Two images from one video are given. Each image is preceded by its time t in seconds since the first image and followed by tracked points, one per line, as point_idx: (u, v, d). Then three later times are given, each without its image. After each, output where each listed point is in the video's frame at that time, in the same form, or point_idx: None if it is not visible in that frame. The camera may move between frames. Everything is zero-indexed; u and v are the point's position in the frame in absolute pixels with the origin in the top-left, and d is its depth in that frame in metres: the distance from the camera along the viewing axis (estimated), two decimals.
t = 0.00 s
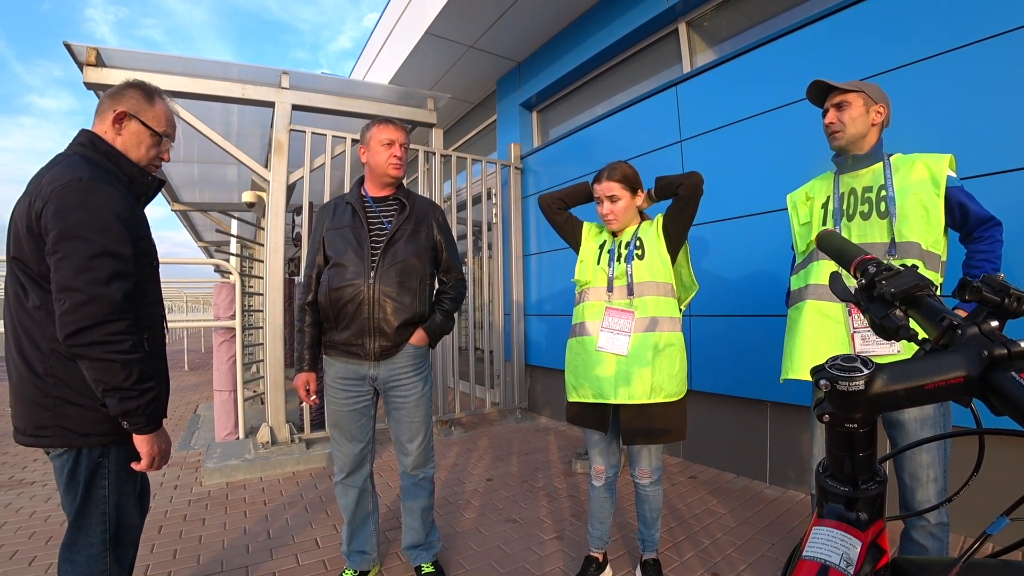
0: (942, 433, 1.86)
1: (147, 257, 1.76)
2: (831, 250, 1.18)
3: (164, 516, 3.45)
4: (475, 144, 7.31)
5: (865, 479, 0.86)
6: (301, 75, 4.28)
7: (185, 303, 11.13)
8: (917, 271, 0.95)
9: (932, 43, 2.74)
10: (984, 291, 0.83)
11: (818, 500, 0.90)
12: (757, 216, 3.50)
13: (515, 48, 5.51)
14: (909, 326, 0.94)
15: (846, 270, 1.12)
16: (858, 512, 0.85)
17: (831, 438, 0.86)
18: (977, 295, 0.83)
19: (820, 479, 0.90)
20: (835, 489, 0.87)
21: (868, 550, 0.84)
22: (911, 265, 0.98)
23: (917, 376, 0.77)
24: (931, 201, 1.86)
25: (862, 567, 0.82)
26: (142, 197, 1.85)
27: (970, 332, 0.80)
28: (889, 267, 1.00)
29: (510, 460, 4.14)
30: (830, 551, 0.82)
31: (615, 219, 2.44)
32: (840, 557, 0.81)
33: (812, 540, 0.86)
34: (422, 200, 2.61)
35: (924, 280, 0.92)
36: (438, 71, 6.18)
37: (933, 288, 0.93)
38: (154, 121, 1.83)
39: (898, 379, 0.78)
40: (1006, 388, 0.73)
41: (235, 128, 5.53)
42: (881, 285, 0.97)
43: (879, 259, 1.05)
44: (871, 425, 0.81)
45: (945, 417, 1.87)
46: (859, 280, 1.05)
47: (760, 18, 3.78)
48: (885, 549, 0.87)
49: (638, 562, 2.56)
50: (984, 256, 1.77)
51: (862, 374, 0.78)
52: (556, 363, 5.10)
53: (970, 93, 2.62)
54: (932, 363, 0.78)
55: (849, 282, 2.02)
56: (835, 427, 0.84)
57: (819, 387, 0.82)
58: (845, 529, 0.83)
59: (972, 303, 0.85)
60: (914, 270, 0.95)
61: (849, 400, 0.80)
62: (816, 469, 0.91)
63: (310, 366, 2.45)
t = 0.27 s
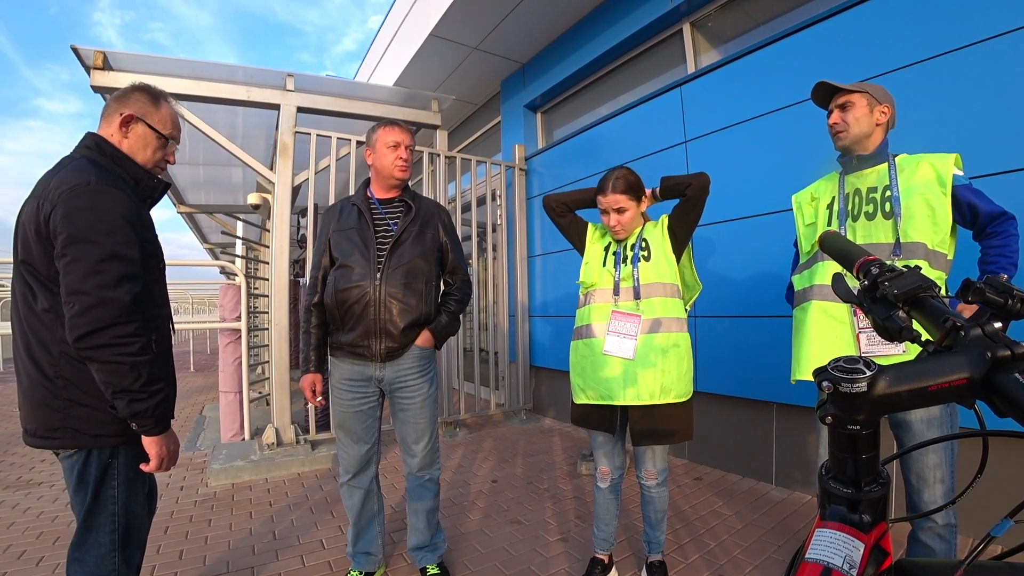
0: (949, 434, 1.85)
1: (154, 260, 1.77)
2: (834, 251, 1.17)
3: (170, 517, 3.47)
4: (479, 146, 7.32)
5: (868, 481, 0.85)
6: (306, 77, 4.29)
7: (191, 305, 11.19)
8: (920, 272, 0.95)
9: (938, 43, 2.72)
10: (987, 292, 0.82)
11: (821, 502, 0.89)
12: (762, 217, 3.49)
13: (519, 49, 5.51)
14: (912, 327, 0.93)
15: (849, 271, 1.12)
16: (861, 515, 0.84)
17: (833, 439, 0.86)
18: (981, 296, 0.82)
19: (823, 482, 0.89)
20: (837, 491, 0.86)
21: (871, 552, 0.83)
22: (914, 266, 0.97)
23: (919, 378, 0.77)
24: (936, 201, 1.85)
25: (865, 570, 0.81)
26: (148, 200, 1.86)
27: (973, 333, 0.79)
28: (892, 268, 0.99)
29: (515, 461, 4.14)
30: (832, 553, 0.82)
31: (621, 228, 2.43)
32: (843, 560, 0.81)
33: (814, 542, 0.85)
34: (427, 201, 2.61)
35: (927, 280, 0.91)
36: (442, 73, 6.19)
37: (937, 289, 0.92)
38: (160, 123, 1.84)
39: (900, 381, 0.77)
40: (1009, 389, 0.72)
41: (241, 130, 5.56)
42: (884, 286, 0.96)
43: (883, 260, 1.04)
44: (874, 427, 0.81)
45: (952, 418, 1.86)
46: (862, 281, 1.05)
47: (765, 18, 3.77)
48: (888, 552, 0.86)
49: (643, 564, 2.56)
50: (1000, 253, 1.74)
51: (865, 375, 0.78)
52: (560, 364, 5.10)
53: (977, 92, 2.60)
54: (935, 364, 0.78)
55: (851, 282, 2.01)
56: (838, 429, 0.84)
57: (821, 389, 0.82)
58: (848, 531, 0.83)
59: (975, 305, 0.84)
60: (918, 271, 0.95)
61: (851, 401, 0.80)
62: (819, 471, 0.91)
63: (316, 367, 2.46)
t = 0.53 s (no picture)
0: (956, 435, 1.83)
1: (161, 261, 1.77)
2: (837, 253, 1.17)
3: (175, 517, 3.48)
4: (483, 147, 7.33)
5: (873, 482, 0.85)
6: (310, 79, 4.31)
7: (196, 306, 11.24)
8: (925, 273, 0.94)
9: (944, 42, 2.70)
10: (992, 293, 0.81)
11: (826, 504, 0.89)
12: (766, 218, 3.48)
13: (522, 50, 5.52)
14: (917, 328, 0.92)
15: (853, 272, 1.11)
16: (866, 516, 0.84)
17: (838, 441, 0.85)
18: (985, 296, 0.82)
19: (827, 483, 0.89)
20: (842, 493, 0.86)
21: (876, 554, 0.83)
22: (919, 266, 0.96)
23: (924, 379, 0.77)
24: (944, 202, 1.84)
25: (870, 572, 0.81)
26: (154, 202, 1.87)
27: (977, 334, 0.79)
28: (896, 269, 0.98)
29: (519, 463, 4.14)
30: (837, 555, 0.81)
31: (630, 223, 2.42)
32: (848, 562, 0.80)
33: (819, 544, 0.84)
34: (432, 202, 2.61)
35: (931, 281, 0.91)
36: (446, 75, 6.20)
37: (942, 290, 0.91)
38: (162, 123, 1.85)
39: (904, 382, 0.77)
40: (1015, 391, 0.72)
41: (246, 132, 5.58)
42: (888, 286, 0.96)
43: (887, 261, 1.03)
44: (879, 428, 0.80)
45: (959, 420, 1.85)
46: (865, 282, 1.04)
47: (769, 18, 3.76)
48: (894, 555, 0.85)
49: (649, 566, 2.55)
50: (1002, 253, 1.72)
51: (869, 376, 0.78)
52: (564, 365, 5.09)
53: (983, 92, 2.58)
54: (939, 365, 0.78)
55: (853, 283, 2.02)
56: (843, 430, 0.83)
57: (826, 390, 0.82)
58: (853, 533, 0.82)
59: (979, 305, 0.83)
60: (922, 271, 0.94)
61: (856, 402, 0.79)
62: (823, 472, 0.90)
63: (321, 368, 2.47)
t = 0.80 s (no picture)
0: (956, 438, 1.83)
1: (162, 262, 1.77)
2: (836, 255, 1.17)
3: (175, 517, 3.48)
4: (484, 148, 7.33)
5: (871, 484, 0.85)
6: (312, 80, 4.31)
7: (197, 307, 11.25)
8: (923, 275, 0.94)
9: (945, 44, 2.70)
10: (989, 295, 0.81)
11: (823, 505, 0.89)
12: (767, 219, 3.48)
13: (524, 51, 5.52)
14: (915, 330, 0.92)
15: (852, 274, 1.11)
16: (864, 518, 0.84)
17: (836, 443, 0.85)
18: (983, 298, 0.81)
19: (825, 484, 0.89)
20: (840, 495, 0.86)
21: (873, 556, 0.82)
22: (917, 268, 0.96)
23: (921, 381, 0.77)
24: (945, 206, 1.84)
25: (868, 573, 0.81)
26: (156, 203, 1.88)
27: (975, 336, 0.79)
28: (895, 271, 0.98)
29: (519, 463, 4.14)
30: (834, 556, 0.81)
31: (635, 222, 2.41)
32: (845, 563, 0.80)
33: (816, 546, 0.84)
34: (434, 203, 2.62)
35: (930, 283, 0.91)
36: (447, 75, 6.21)
37: (940, 292, 0.91)
38: (172, 127, 1.87)
39: (901, 384, 0.77)
40: (1012, 393, 0.72)
41: (247, 133, 5.59)
42: (886, 288, 0.96)
43: (885, 263, 1.03)
44: (876, 430, 0.80)
45: (959, 422, 1.85)
46: (864, 284, 1.04)
47: (770, 19, 3.76)
48: (891, 556, 0.85)
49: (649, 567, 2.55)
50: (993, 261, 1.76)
51: (866, 378, 0.78)
52: (565, 366, 5.09)
53: (985, 94, 2.58)
54: (937, 367, 0.78)
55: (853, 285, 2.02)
56: (841, 432, 0.83)
57: (823, 392, 0.82)
58: (850, 534, 0.82)
59: (976, 307, 0.83)
60: (920, 274, 0.94)
61: (854, 404, 0.79)
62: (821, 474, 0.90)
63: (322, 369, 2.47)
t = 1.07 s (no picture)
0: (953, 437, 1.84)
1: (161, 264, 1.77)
2: (833, 255, 1.17)
3: (174, 518, 3.48)
4: (482, 149, 7.34)
5: (866, 483, 0.85)
6: (310, 80, 4.31)
7: (194, 308, 11.23)
8: (919, 274, 0.94)
9: (942, 44, 2.71)
10: (982, 294, 0.82)
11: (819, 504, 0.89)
12: (764, 219, 3.49)
13: (522, 52, 5.53)
14: (910, 330, 0.93)
15: (847, 274, 1.12)
16: (859, 516, 0.84)
17: (831, 441, 0.86)
18: (975, 298, 0.82)
19: (820, 483, 0.89)
20: (835, 493, 0.86)
21: (869, 554, 0.83)
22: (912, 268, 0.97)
23: (915, 380, 0.77)
24: (942, 207, 1.85)
25: (863, 571, 0.81)
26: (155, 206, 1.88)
27: (969, 335, 0.79)
28: (890, 271, 0.99)
29: (518, 464, 4.14)
30: (829, 554, 0.82)
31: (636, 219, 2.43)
32: (841, 562, 0.81)
33: (811, 544, 0.85)
34: (431, 203, 2.62)
35: (925, 283, 0.91)
36: (445, 76, 6.21)
37: (935, 291, 0.91)
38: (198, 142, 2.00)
39: (896, 383, 0.78)
40: (1005, 392, 0.72)
41: (245, 133, 5.58)
42: (882, 288, 0.96)
43: (881, 263, 1.04)
44: (871, 429, 0.81)
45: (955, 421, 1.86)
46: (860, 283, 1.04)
47: (768, 19, 3.76)
48: (887, 555, 0.86)
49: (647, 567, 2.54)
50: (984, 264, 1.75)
51: (860, 377, 0.79)
52: (563, 366, 5.09)
53: (980, 94, 2.60)
54: (930, 365, 0.78)
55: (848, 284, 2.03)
56: (836, 431, 0.84)
57: (818, 391, 0.83)
58: (845, 532, 0.83)
59: (970, 306, 0.83)
60: (915, 274, 0.95)
61: (848, 403, 0.80)
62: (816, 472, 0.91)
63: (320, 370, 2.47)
